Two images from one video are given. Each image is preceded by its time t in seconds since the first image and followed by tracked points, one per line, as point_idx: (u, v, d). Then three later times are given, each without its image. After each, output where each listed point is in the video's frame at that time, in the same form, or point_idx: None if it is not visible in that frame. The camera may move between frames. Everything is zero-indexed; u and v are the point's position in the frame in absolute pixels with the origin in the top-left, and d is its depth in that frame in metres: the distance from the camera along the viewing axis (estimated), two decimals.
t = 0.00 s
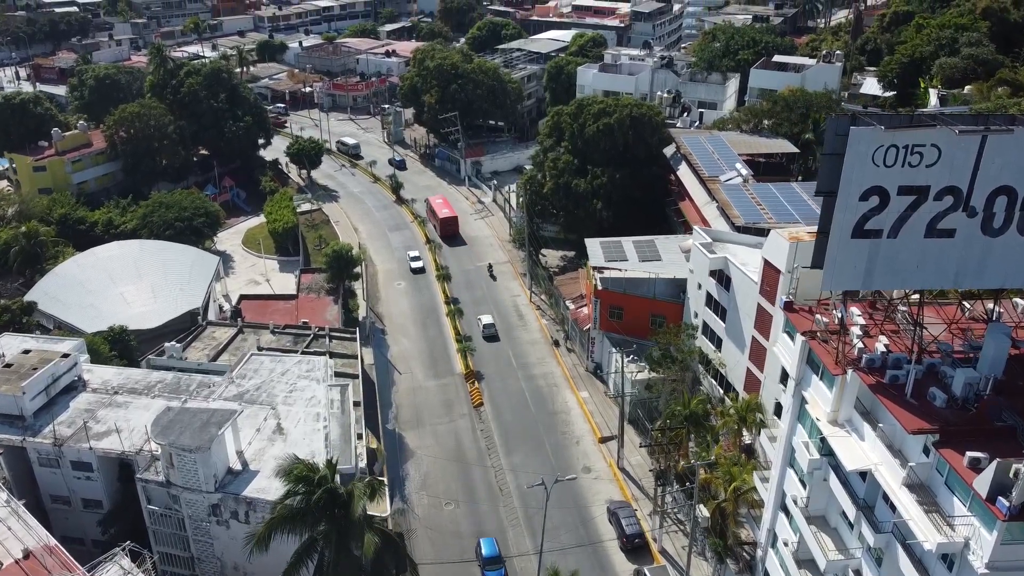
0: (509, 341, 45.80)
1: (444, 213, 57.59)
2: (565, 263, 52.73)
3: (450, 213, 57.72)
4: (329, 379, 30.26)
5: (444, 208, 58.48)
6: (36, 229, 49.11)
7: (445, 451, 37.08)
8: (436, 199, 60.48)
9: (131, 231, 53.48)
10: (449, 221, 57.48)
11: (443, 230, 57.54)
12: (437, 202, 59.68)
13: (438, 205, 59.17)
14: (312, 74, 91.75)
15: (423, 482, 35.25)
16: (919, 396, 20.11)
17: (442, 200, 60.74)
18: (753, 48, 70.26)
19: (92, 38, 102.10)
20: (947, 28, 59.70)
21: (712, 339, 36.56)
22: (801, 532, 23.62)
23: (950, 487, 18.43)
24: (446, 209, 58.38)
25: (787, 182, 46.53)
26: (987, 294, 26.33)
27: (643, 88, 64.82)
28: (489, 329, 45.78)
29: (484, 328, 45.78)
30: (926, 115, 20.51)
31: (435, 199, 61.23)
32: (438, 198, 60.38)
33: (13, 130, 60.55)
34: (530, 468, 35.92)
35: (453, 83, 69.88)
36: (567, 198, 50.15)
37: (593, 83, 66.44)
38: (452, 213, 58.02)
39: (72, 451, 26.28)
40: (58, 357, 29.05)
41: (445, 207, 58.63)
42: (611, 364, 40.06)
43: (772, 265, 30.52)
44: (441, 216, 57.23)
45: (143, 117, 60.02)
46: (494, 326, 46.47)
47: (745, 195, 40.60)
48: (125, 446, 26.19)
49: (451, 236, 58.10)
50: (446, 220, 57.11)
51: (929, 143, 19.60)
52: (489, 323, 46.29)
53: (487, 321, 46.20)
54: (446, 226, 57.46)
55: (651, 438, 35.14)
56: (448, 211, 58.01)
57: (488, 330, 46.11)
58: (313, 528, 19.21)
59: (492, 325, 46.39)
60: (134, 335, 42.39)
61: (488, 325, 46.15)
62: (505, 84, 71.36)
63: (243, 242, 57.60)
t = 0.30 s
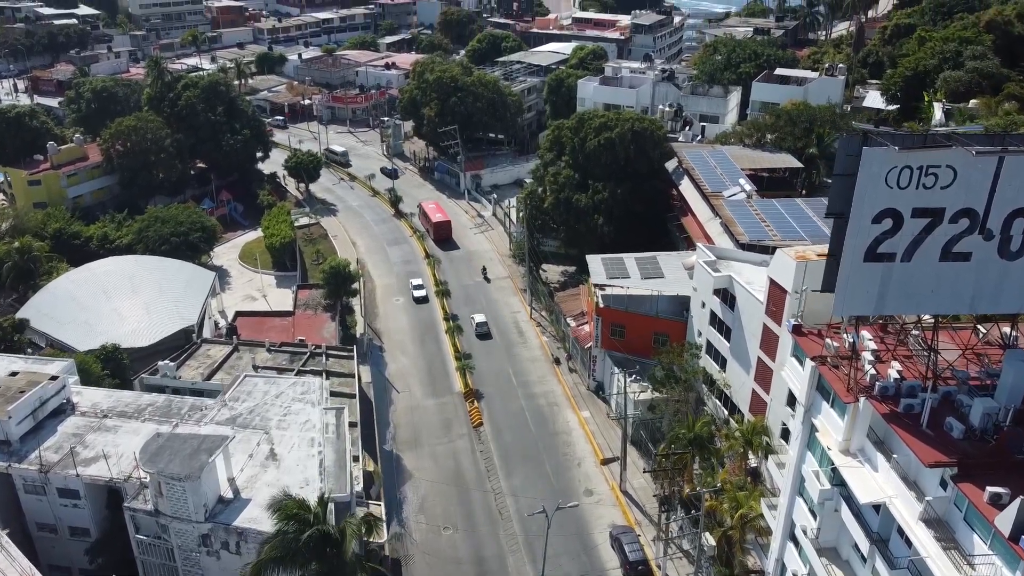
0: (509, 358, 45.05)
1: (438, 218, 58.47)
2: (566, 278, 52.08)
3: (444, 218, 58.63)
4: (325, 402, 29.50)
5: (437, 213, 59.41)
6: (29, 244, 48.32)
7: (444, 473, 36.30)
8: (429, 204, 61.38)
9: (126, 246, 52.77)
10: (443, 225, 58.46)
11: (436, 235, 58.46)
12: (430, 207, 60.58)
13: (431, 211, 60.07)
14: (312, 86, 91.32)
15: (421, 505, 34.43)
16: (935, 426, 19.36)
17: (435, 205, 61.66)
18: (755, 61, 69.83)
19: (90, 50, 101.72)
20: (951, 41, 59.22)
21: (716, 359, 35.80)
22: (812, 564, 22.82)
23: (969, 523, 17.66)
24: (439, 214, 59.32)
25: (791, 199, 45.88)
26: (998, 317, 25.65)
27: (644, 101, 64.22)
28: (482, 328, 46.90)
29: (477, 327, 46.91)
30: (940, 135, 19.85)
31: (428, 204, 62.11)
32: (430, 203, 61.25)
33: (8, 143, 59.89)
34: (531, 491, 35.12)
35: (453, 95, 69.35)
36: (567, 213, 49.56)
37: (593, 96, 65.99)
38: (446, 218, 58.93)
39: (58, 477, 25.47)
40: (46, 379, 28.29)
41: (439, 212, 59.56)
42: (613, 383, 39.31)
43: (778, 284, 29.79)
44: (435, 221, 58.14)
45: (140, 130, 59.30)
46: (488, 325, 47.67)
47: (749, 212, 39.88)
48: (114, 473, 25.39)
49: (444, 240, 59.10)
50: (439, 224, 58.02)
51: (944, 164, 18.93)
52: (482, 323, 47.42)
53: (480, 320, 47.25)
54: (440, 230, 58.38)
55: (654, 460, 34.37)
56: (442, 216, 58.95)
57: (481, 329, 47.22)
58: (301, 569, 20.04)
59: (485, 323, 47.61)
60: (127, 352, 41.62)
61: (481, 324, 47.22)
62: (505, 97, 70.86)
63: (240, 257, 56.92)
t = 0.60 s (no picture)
0: (509, 378, 44.28)
1: (431, 225, 59.44)
2: (567, 296, 51.40)
3: (437, 224, 59.64)
4: (320, 428, 28.66)
5: (430, 220, 60.29)
6: (22, 262, 47.62)
7: (443, 498, 35.44)
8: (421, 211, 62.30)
9: (121, 263, 52.08)
10: (436, 232, 59.43)
11: (430, 241, 59.40)
12: (422, 214, 61.48)
13: (424, 218, 60.94)
14: (311, 100, 90.99)
15: (419, 531, 33.55)
16: (953, 459, 18.56)
17: (427, 213, 62.45)
18: (756, 76, 69.42)
19: (90, 64, 101.49)
20: (956, 56, 58.69)
21: (721, 381, 34.96)
22: None
23: (991, 563, 16.82)
24: (432, 221, 60.21)
25: (796, 217, 45.13)
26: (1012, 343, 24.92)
27: (645, 116, 63.59)
28: (474, 328, 48.12)
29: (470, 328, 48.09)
30: (956, 157, 19.19)
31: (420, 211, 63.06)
32: (423, 210, 62.16)
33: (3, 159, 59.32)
34: (531, 516, 34.26)
35: (452, 110, 68.92)
36: (568, 230, 48.92)
37: (594, 110, 65.52)
38: (439, 225, 59.91)
39: (43, 507, 24.58)
40: (33, 404, 27.52)
41: (431, 219, 60.48)
42: (615, 405, 38.51)
43: (785, 306, 29.01)
44: (428, 228, 59.07)
45: (136, 145, 58.74)
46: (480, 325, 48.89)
47: (753, 230, 39.18)
48: (100, 503, 24.55)
49: (437, 246, 60.03)
50: (432, 231, 58.99)
51: (960, 188, 18.27)
52: (475, 323, 48.61)
53: (472, 321, 48.41)
54: (432, 237, 59.32)
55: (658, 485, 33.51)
56: (435, 223, 59.88)
57: (474, 329, 48.41)
58: None
59: (478, 324, 48.75)
60: (120, 373, 40.84)
61: (474, 324, 48.38)
62: (505, 111, 70.33)
63: (236, 274, 56.23)
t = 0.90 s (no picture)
0: (509, 398, 43.45)
1: (423, 232, 60.24)
2: (568, 314, 50.67)
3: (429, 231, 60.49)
4: (314, 455, 27.82)
5: (422, 227, 61.00)
6: (14, 280, 46.87)
7: (441, 523, 34.56)
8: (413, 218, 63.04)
9: (116, 281, 51.34)
10: (428, 238, 60.19)
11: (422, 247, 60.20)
12: (414, 221, 62.22)
13: (415, 225, 61.63)
14: (310, 114, 90.58)
15: (416, 559, 32.65)
16: (973, 496, 17.76)
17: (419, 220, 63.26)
18: (758, 91, 68.97)
19: (88, 78, 101.17)
20: (959, 72, 58.20)
21: (726, 405, 34.11)
22: None
23: None
24: (425, 228, 60.95)
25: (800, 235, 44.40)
26: None
27: (646, 130, 63.22)
28: (467, 330, 49.22)
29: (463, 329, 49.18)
30: (973, 180, 18.52)
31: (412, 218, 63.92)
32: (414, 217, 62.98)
33: None
34: (531, 543, 33.37)
35: (452, 125, 68.44)
36: (568, 247, 48.15)
37: (594, 125, 65.00)
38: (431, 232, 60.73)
39: (27, 539, 23.47)
40: (18, 431, 26.67)
41: (423, 226, 61.21)
42: (617, 428, 37.64)
43: (791, 328, 28.20)
44: (420, 234, 59.82)
45: (133, 160, 58.15)
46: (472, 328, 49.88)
47: (758, 249, 38.43)
48: (86, 535, 23.61)
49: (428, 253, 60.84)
50: (425, 237, 59.76)
51: (979, 213, 17.58)
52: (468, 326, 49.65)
53: (465, 323, 49.53)
54: (425, 243, 60.07)
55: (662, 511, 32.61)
56: (427, 230, 60.67)
57: (467, 330, 49.52)
58: None
59: (471, 327, 49.79)
60: (112, 394, 40.00)
61: (467, 326, 49.52)
62: (505, 126, 69.79)
63: (232, 291, 55.49)
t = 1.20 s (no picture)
0: (510, 419, 42.62)
1: (415, 240, 61.08)
2: (570, 332, 49.97)
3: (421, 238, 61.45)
4: (309, 483, 27.09)
5: (414, 235, 62.00)
6: (8, 297, 46.14)
7: (440, 550, 33.64)
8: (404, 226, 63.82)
9: (111, 298, 50.62)
10: (421, 245, 61.14)
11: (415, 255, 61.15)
12: (405, 229, 63.05)
13: (407, 233, 62.46)
14: (310, 129, 90.16)
15: None
16: (996, 538, 16.96)
17: (410, 227, 64.08)
18: (761, 105, 68.42)
19: (88, 92, 100.90)
20: (965, 87, 57.70)
21: (732, 429, 33.23)
22: None
23: None
24: (416, 235, 61.90)
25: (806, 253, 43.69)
26: None
27: (647, 146, 62.56)
28: (461, 333, 50.49)
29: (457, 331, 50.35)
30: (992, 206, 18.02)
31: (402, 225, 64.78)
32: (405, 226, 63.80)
33: None
34: (533, 570, 32.45)
35: (453, 140, 67.91)
36: (570, 264, 47.36)
37: (597, 140, 64.41)
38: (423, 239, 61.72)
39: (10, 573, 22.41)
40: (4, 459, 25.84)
41: (415, 234, 62.11)
42: (620, 451, 36.76)
43: (800, 353, 27.34)
44: (413, 242, 60.82)
45: (130, 176, 57.57)
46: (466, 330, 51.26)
47: (764, 269, 37.64)
48: (71, 568, 22.66)
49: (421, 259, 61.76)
50: (418, 245, 60.68)
51: (1001, 240, 17.07)
52: (461, 329, 50.94)
53: (459, 325, 50.70)
54: (417, 251, 61.02)
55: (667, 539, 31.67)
56: (419, 238, 61.58)
57: (460, 332, 50.70)
58: None
59: (464, 329, 51.00)
60: (105, 415, 39.18)
61: (460, 329, 50.65)
62: (506, 141, 69.26)
63: (230, 308, 54.73)
